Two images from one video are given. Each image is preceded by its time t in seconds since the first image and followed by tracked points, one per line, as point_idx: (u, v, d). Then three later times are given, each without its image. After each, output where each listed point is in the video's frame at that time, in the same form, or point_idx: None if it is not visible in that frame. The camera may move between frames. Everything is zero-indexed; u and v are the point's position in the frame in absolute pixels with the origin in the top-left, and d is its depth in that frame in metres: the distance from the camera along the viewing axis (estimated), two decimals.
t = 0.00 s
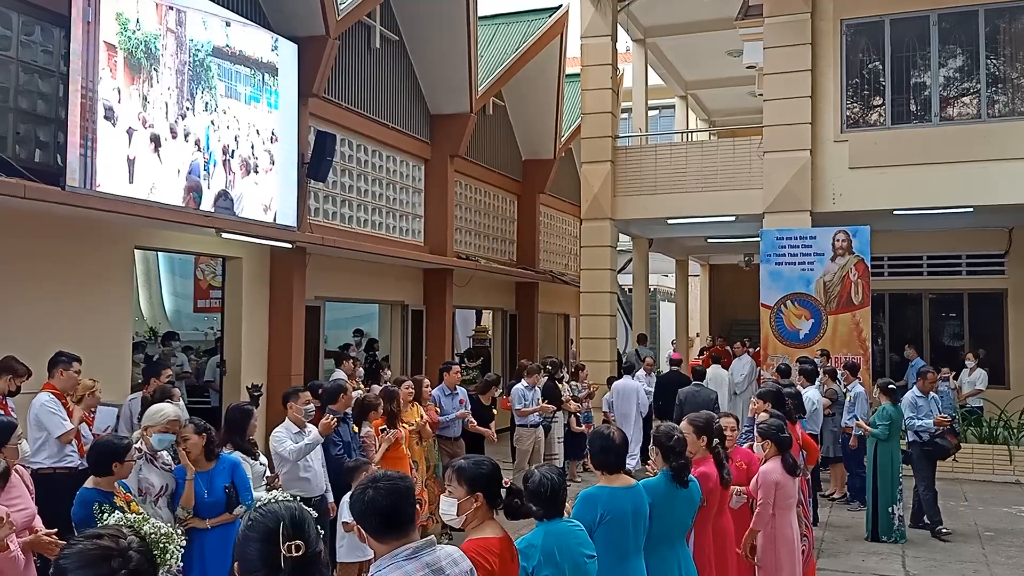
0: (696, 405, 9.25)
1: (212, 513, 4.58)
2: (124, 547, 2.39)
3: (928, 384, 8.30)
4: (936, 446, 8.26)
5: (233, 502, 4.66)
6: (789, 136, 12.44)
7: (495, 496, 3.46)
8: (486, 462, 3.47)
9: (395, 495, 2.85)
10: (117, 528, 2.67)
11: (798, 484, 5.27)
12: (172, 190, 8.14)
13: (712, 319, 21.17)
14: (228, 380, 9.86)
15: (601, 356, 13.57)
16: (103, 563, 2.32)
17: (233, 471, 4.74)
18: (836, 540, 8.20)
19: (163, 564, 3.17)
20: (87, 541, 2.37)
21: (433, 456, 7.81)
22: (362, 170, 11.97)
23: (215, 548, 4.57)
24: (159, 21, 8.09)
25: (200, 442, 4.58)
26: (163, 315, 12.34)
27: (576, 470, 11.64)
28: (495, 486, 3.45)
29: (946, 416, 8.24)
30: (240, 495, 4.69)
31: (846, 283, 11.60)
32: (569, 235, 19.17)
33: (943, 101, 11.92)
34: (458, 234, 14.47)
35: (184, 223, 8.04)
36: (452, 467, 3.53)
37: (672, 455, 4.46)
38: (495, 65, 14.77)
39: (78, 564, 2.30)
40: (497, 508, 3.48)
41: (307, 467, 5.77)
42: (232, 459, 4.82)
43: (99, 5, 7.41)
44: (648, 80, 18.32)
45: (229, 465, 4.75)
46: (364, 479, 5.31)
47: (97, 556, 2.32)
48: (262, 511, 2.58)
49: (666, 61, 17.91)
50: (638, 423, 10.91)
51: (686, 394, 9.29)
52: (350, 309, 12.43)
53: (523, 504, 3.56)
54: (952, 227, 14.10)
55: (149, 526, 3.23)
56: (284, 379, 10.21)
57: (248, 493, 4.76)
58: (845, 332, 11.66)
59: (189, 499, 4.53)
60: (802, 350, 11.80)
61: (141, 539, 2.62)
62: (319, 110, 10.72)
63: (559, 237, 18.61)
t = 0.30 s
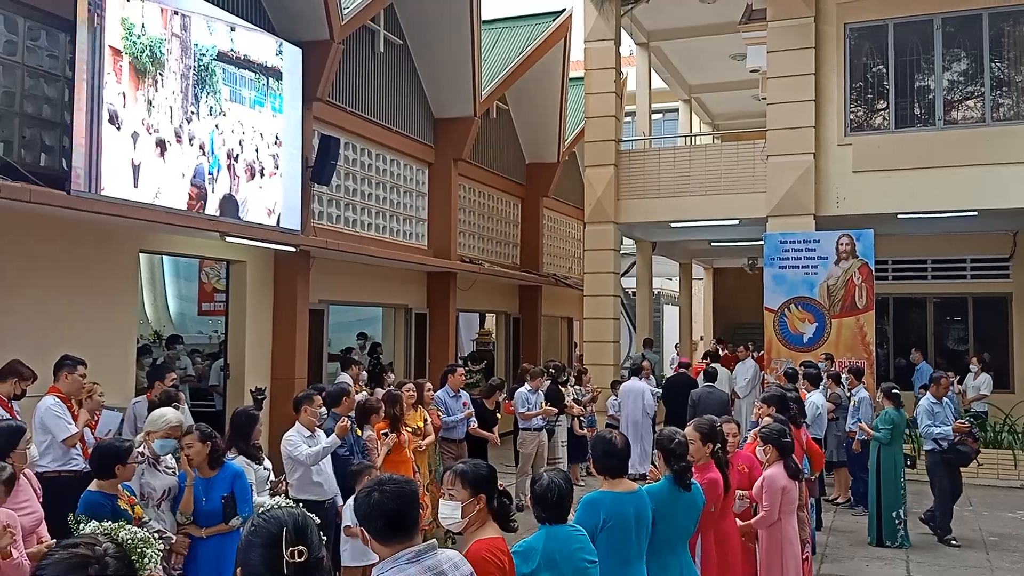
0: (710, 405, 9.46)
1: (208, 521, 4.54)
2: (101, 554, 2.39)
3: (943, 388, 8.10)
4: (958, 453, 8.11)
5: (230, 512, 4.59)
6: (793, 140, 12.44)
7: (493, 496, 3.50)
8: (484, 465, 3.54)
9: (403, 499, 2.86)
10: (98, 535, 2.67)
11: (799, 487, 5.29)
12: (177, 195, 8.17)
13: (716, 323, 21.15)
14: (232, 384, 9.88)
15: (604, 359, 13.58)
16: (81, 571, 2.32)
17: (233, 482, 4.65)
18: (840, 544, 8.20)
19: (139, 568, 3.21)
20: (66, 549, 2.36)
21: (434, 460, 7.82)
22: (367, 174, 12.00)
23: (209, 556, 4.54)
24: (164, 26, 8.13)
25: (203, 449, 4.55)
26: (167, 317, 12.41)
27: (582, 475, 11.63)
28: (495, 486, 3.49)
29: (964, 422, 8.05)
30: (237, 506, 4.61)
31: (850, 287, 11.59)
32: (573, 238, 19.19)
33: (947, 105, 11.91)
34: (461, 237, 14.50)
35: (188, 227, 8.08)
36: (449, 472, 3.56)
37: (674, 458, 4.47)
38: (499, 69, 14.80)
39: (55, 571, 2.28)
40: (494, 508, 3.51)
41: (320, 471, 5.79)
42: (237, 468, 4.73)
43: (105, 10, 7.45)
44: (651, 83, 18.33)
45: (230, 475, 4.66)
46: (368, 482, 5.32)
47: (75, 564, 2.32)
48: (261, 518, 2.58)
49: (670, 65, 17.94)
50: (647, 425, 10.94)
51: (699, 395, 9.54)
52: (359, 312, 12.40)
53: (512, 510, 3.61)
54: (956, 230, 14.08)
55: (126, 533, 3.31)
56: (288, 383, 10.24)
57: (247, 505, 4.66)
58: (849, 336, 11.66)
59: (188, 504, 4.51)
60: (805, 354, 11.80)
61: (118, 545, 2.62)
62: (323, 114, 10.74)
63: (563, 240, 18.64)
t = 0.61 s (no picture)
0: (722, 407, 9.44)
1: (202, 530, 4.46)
2: (98, 554, 2.40)
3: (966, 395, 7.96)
4: (978, 462, 8.01)
5: (226, 524, 4.47)
6: (800, 143, 12.43)
7: (493, 498, 3.56)
8: (483, 466, 3.61)
9: (419, 502, 2.86)
10: (96, 536, 2.68)
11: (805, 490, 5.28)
12: (186, 198, 8.21)
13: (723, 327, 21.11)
14: (240, 387, 9.91)
15: (611, 363, 13.57)
16: (79, 571, 2.33)
17: (231, 495, 4.49)
18: (848, 549, 8.18)
19: (139, 568, 3.24)
20: (65, 550, 2.38)
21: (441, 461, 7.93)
22: (374, 178, 12.04)
23: (203, 565, 4.47)
24: (173, 31, 8.17)
25: (204, 458, 4.40)
26: (176, 320, 12.49)
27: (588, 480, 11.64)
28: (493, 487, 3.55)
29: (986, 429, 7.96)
30: (234, 519, 4.48)
31: (857, 291, 11.57)
32: (580, 242, 19.19)
33: (955, 108, 11.87)
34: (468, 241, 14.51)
35: (197, 230, 8.11)
36: (450, 474, 3.60)
37: (681, 461, 4.48)
38: (506, 73, 14.83)
39: (54, 571, 2.30)
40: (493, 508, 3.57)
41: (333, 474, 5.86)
42: (239, 479, 4.55)
43: (114, 15, 7.50)
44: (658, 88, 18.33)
45: (229, 487, 4.49)
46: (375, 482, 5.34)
47: (73, 564, 2.33)
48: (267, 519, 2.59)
49: (676, 68, 17.94)
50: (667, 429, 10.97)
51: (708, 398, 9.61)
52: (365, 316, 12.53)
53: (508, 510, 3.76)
54: (965, 234, 14.03)
55: (126, 534, 3.34)
56: (295, 386, 10.26)
57: (245, 518, 4.52)
58: (857, 340, 11.62)
59: (188, 511, 4.47)
60: (813, 358, 11.77)
61: (115, 545, 2.64)
62: (330, 118, 10.78)
63: (569, 244, 18.63)
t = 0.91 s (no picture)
0: (728, 412, 9.50)
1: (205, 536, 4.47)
2: (107, 554, 2.44)
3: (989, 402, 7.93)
4: (1000, 468, 7.82)
5: (224, 534, 4.45)
6: (806, 146, 12.43)
7: (493, 500, 3.57)
8: (484, 469, 3.64)
9: (434, 506, 2.89)
10: (106, 536, 2.71)
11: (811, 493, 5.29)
12: (195, 202, 8.26)
13: (729, 331, 21.09)
14: (247, 390, 9.95)
15: (617, 366, 13.58)
16: (87, 571, 2.37)
17: (228, 506, 4.45)
18: (854, 553, 8.17)
19: (147, 570, 3.18)
20: (74, 550, 2.41)
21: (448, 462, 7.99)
22: (381, 181, 12.08)
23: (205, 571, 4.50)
24: (182, 35, 8.21)
25: (199, 469, 4.40)
26: (183, 323, 12.59)
27: (594, 483, 11.66)
28: (492, 489, 3.57)
29: (1011, 434, 7.83)
30: (231, 531, 4.45)
31: (864, 295, 11.56)
32: (586, 245, 19.21)
33: (963, 112, 11.86)
34: (474, 244, 14.54)
35: (204, 233, 8.15)
36: (451, 478, 3.62)
37: (689, 462, 4.49)
38: (512, 76, 14.87)
39: (66, 571, 2.33)
40: (493, 510, 3.59)
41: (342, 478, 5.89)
42: (237, 490, 4.52)
43: (124, 20, 7.56)
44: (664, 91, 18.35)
45: (226, 498, 4.46)
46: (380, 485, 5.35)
47: (81, 564, 2.36)
48: (275, 521, 2.61)
49: (683, 72, 17.97)
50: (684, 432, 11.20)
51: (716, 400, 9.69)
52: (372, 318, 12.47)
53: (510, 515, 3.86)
54: (972, 238, 14.00)
55: (134, 534, 3.31)
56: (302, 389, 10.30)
57: (243, 530, 4.48)
58: (863, 344, 11.61)
59: (189, 519, 4.51)
60: (819, 361, 11.76)
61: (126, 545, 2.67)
62: (337, 121, 10.81)
63: (576, 247, 18.64)
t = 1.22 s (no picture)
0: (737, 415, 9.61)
1: (206, 540, 4.44)
2: (122, 552, 2.43)
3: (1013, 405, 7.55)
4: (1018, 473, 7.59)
5: (224, 540, 4.43)
6: (813, 149, 12.40)
7: (498, 502, 3.58)
8: (488, 471, 3.63)
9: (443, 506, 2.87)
10: (117, 535, 2.72)
11: (818, 498, 5.26)
12: (201, 203, 8.27)
13: (735, 334, 21.04)
14: (253, 391, 9.96)
15: (622, 368, 13.55)
16: (102, 568, 2.37)
17: (228, 511, 4.43)
18: (860, 558, 8.13)
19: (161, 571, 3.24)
20: (85, 547, 2.40)
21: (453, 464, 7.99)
22: (387, 183, 12.08)
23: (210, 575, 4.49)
24: (189, 36, 8.23)
25: (196, 475, 4.41)
26: (190, 324, 12.57)
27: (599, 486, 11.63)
28: (497, 491, 3.57)
29: None
30: (231, 537, 4.43)
31: (871, 298, 11.51)
32: (592, 247, 19.19)
33: (971, 115, 11.82)
34: (480, 246, 14.54)
35: (211, 234, 8.16)
36: (455, 480, 3.62)
37: (703, 466, 4.51)
38: (519, 78, 14.87)
39: (78, 569, 2.33)
40: (497, 512, 3.59)
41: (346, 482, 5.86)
42: (237, 496, 4.48)
43: (132, 21, 7.58)
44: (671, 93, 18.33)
45: (226, 504, 4.44)
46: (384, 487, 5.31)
47: (96, 561, 2.36)
48: (278, 520, 2.60)
49: (689, 75, 17.95)
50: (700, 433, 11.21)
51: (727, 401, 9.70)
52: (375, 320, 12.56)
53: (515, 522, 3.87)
54: (979, 242, 13.94)
55: (150, 534, 3.32)
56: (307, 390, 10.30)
57: (243, 536, 4.45)
58: (870, 348, 11.57)
59: (188, 523, 4.50)
60: (826, 365, 11.71)
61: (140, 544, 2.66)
62: (343, 123, 10.82)
63: (581, 250, 18.61)
